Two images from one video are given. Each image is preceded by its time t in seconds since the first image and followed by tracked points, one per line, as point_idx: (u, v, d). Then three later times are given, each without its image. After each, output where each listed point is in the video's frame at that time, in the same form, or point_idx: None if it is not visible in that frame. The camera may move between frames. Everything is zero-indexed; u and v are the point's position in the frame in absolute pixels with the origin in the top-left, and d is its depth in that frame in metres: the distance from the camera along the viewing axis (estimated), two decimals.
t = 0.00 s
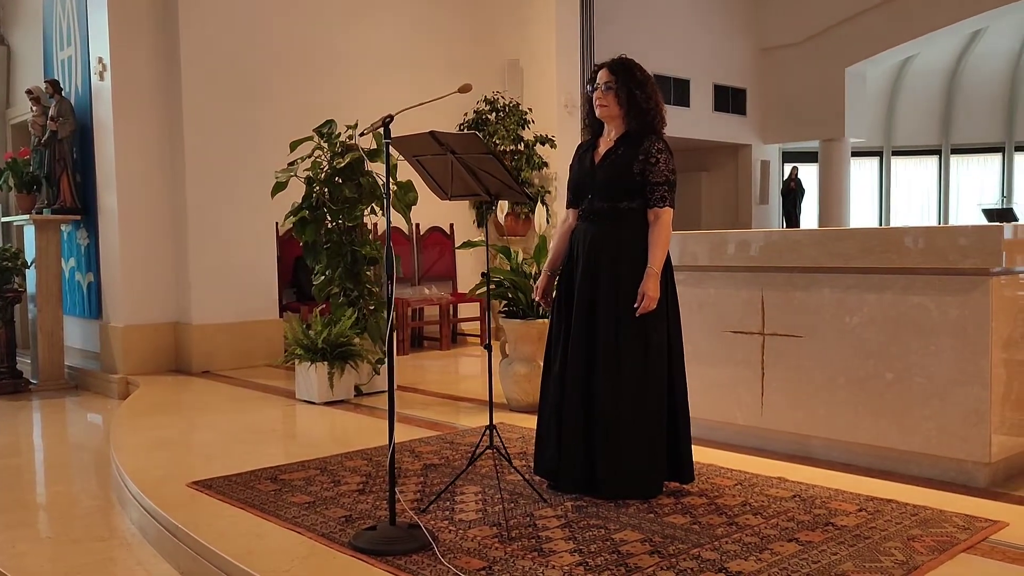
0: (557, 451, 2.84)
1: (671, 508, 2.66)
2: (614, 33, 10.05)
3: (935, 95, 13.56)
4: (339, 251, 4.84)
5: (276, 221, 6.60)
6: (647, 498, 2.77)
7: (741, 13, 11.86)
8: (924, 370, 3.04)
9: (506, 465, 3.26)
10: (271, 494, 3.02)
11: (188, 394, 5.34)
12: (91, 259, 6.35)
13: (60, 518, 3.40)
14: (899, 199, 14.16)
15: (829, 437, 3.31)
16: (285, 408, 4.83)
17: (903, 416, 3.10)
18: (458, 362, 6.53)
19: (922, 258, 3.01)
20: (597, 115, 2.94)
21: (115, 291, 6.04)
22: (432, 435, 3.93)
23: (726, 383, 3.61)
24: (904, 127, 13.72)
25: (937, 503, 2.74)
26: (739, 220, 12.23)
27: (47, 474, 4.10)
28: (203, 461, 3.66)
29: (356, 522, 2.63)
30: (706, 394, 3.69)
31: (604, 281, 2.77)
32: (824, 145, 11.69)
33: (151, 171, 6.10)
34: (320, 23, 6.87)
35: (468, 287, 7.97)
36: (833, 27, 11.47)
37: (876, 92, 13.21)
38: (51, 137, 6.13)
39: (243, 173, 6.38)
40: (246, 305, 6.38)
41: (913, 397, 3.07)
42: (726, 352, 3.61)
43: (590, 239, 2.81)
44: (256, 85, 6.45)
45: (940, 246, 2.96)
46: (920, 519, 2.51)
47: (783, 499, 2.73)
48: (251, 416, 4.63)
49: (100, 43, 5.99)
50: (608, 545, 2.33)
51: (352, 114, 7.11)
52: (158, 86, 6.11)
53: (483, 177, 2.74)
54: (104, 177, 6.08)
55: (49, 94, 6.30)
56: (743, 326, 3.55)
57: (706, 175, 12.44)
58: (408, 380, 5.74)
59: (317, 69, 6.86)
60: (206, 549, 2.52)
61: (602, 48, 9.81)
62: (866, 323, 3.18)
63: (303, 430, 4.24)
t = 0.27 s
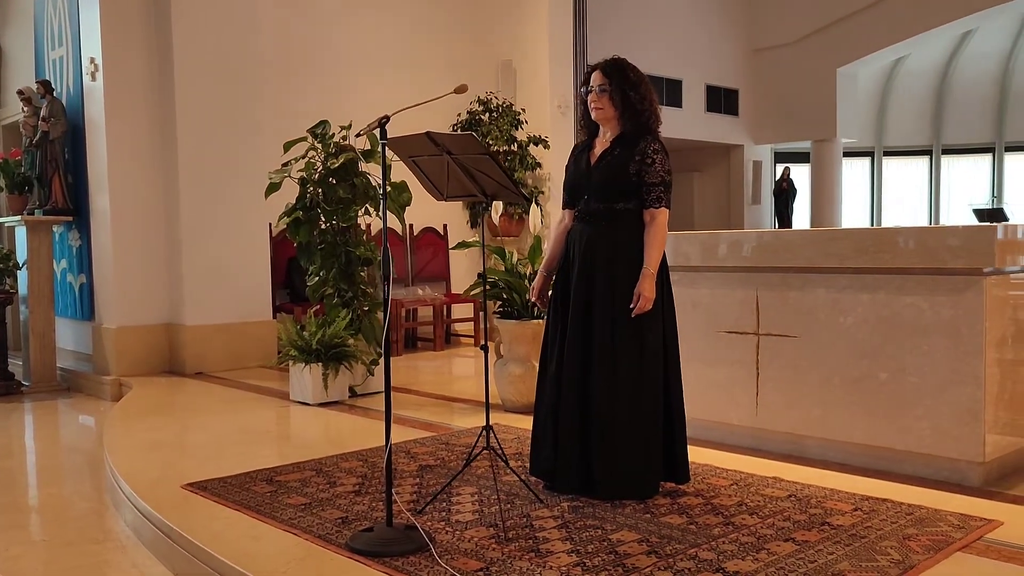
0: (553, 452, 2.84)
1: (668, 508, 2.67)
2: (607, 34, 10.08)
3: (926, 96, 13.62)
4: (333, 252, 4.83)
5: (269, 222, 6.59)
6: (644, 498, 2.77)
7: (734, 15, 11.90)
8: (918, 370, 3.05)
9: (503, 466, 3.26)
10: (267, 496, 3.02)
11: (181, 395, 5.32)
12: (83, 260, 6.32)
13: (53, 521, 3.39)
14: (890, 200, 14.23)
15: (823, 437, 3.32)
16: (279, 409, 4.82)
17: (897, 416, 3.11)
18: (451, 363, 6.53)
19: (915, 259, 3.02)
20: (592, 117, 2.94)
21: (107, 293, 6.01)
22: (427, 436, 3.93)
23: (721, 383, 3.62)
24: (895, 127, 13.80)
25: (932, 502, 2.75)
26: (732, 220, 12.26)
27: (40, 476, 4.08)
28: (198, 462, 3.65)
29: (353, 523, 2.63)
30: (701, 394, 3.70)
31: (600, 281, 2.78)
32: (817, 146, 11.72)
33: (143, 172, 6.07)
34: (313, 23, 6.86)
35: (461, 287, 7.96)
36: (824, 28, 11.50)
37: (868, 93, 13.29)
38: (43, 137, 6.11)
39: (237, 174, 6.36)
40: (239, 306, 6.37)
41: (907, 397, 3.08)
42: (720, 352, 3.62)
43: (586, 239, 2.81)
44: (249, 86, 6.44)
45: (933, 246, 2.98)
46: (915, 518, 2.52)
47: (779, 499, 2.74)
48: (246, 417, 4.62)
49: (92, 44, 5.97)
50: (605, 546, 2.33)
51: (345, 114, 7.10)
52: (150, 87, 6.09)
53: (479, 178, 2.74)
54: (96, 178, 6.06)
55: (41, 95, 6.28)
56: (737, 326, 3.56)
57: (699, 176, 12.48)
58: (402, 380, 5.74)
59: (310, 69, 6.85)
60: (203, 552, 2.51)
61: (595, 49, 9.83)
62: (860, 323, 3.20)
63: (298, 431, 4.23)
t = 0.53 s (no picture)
0: (551, 453, 2.84)
1: (666, 509, 2.67)
2: (602, 35, 10.09)
3: (920, 97, 13.66)
4: (330, 253, 4.83)
5: (265, 223, 6.58)
6: (642, 499, 2.78)
7: (729, 15, 11.92)
8: (915, 370, 3.06)
9: (501, 467, 3.26)
10: (265, 497, 3.01)
11: (177, 397, 5.30)
12: (78, 262, 6.30)
13: (49, 523, 3.37)
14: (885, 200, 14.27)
15: (820, 437, 3.33)
16: (276, 411, 4.80)
17: (894, 416, 3.12)
18: (448, 364, 6.52)
19: (912, 259, 3.03)
20: (589, 118, 2.94)
21: (102, 294, 5.99)
22: (425, 437, 3.92)
23: (718, 383, 3.62)
24: (890, 128, 13.84)
25: (929, 502, 2.76)
26: (728, 220, 12.26)
27: (35, 479, 4.07)
28: (194, 464, 3.64)
29: (352, 525, 2.63)
30: (699, 395, 3.70)
31: (598, 282, 2.78)
32: (812, 146, 11.74)
33: (139, 172, 6.06)
34: (309, 24, 6.86)
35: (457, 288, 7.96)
36: (819, 29, 11.52)
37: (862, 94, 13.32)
38: (38, 138, 6.08)
39: (232, 175, 6.35)
40: (235, 308, 6.35)
41: (904, 398, 3.09)
42: (718, 353, 3.62)
43: (584, 240, 2.81)
44: (245, 86, 6.43)
45: (929, 247, 2.98)
46: (913, 518, 2.53)
47: (777, 499, 2.74)
48: (242, 419, 4.61)
49: (87, 45, 5.95)
50: (604, 547, 2.33)
51: (341, 115, 7.09)
52: (146, 88, 6.08)
53: (477, 179, 2.74)
54: (91, 179, 6.04)
55: (35, 96, 6.26)
56: (734, 327, 3.56)
57: (694, 176, 12.49)
58: (398, 381, 5.73)
59: (306, 70, 6.85)
60: (201, 554, 2.51)
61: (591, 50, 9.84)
62: (857, 324, 3.20)
63: (294, 433, 4.22)
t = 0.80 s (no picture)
0: (551, 454, 2.84)
1: (666, 510, 2.67)
2: (601, 35, 10.09)
3: (918, 97, 13.67)
4: (329, 253, 4.83)
5: (264, 224, 6.57)
6: (643, 499, 2.78)
7: (727, 16, 11.93)
8: (916, 370, 3.06)
9: (501, 468, 3.26)
10: (264, 498, 3.01)
11: (176, 397, 5.29)
12: (77, 262, 6.30)
13: (48, 524, 3.37)
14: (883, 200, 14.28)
15: (820, 437, 3.33)
16: (275, 411, 4.80)
17: (894, 416, 3.12)
18: (447, 364, 6.52)
19: (913, 260, 3.03)
20: (590, 118, 2.94)
21: (101, 295, 5.98)
22: (425, 438, 3.92)
23: (718, 383, 3.62)
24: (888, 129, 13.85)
25: (929, 503, 2.76)
26: (726, 221, 12.26)
27: (34, 479, 4.06)
28: (194, 465, 3.63)
29: (352, 525, 2.62)
30: (699, 395, 3.70)
31: (598, 282, 2.78)
32: (810, 147, 11.73)
33: (138, 173, 6.05)
34: (308, 25, 6.85)
35: (456, 288, 7.96)
36: (817, 30, 11.53)
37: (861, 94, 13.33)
38: (36, 138, 6.08)
39: (231, 176, 6.34)
40: (233, 308, 6.35)
41: (904, 398, 3.09)
42: (718, 353, 3.62)
43: (584, 241, 2.81)
44: (244, 86, 6.42)
45: (930, 247, 2.99)
46: (913, 518, 2.53)
47: (777, 500, 2.74)
48: (241, 419, 4.60)
49: (86, 45, 5.95)
50: (604, 547, 2.33)
51: (340, 115, 7.09)
52: (144, 88, 6.07)
53: (478, 179, 2.73)
54: (90, 179, 6.03)
55: (34, 96, 6.25)
56: (734, 327, 3.56)
57: (693, 177, 12.49)
58: (397, 382, 5.73)
59: (305, 70, 6.84)
60: (201, 555, 2.50)
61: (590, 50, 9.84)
62: (857, 324, 3.20)
63: (293, 433, 4.22)
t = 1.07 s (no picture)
0: (551, 453, 2.84)
1: (666, 509, 2.67)
2: (601, 35, 10.09)
3: (917, 97, 13.68)
4: (328, 253, 4.83)
5: (263, 224, 6.57)
6: (642, 499, 2.78)
7: (727, 16, 11.93)
8: (915, 371, 3.06)
9: (500, 468, 3.26)
10: (264, 497, 3.01)
11: (175, 397, 5.29)
12: (76, 261, 6.30)
13: (48, 523, 3.37)
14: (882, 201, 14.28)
15: (820, 437, 3.33)
16: (274, 411, 4.79)
17: (894, 416, 3.12)
18: (446, 364, 6.52)
19: (913, 260, 3.03)
20: (589, 119, 2.93)
21: (100, 294, 5.98)
22: (424, 438, 3.92)
23: (717, 383, 3.63)
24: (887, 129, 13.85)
25: (929, 503, 2.76)
26: (725, 221, 12.25)
27: (34, 479, 4.06)
28: (193, 465, 3.63)
29: (351, 525, 2.63)
30: (698, 395, 3.70)
31: (598, 282, 2.78)
32: (810, 147, 11.74)
33: (138, 172, 6.05)
34: (308, 24, 6.85)
35: (456, 288, 7.96)
36: (817, 30, 11.53)
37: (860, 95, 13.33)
38: (35, 138, 6.07)
39: (230, 176, 6.34)
40: (232, 308, 6.34)
41: (904, 398, 3.09)
42: (717, 353, 3.62)
43: (584, 240, 2.81)
44: (243, 86, 6.42)
45: (930, 248, 2.99)
46: (912, 518, 2.53)
47: (777, 500, 2.75)
48: (240, 419, 4.60)
49: (85, 45, 5.95)
50: (604, 547, 2.33)
51: (339, 115, 7.08)
52: (144, 88, 6.07)
53: (478, 179, 2.74)
54: (90, 179, 6.03)
55: (33, 95, 6.25)
56: (734, 327, 3.56)
57: (692, 177, 12.50)
58: (397, 381, 5.73)
59: (305, 70, 6.84)
60: (201, 555, 2.50)
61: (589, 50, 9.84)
62: (857, 325, 3.20)
63: (293, 433, 4.22)
